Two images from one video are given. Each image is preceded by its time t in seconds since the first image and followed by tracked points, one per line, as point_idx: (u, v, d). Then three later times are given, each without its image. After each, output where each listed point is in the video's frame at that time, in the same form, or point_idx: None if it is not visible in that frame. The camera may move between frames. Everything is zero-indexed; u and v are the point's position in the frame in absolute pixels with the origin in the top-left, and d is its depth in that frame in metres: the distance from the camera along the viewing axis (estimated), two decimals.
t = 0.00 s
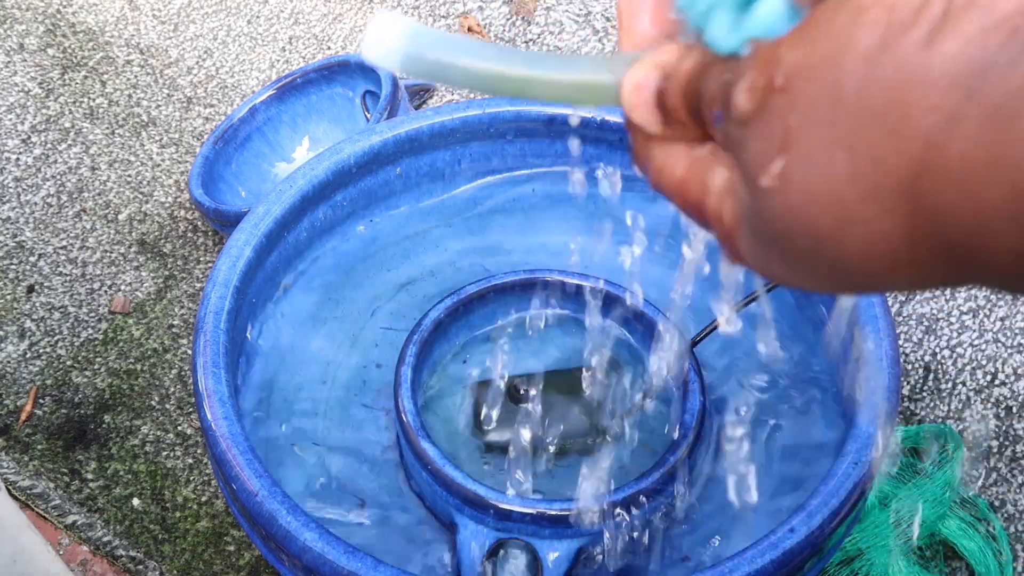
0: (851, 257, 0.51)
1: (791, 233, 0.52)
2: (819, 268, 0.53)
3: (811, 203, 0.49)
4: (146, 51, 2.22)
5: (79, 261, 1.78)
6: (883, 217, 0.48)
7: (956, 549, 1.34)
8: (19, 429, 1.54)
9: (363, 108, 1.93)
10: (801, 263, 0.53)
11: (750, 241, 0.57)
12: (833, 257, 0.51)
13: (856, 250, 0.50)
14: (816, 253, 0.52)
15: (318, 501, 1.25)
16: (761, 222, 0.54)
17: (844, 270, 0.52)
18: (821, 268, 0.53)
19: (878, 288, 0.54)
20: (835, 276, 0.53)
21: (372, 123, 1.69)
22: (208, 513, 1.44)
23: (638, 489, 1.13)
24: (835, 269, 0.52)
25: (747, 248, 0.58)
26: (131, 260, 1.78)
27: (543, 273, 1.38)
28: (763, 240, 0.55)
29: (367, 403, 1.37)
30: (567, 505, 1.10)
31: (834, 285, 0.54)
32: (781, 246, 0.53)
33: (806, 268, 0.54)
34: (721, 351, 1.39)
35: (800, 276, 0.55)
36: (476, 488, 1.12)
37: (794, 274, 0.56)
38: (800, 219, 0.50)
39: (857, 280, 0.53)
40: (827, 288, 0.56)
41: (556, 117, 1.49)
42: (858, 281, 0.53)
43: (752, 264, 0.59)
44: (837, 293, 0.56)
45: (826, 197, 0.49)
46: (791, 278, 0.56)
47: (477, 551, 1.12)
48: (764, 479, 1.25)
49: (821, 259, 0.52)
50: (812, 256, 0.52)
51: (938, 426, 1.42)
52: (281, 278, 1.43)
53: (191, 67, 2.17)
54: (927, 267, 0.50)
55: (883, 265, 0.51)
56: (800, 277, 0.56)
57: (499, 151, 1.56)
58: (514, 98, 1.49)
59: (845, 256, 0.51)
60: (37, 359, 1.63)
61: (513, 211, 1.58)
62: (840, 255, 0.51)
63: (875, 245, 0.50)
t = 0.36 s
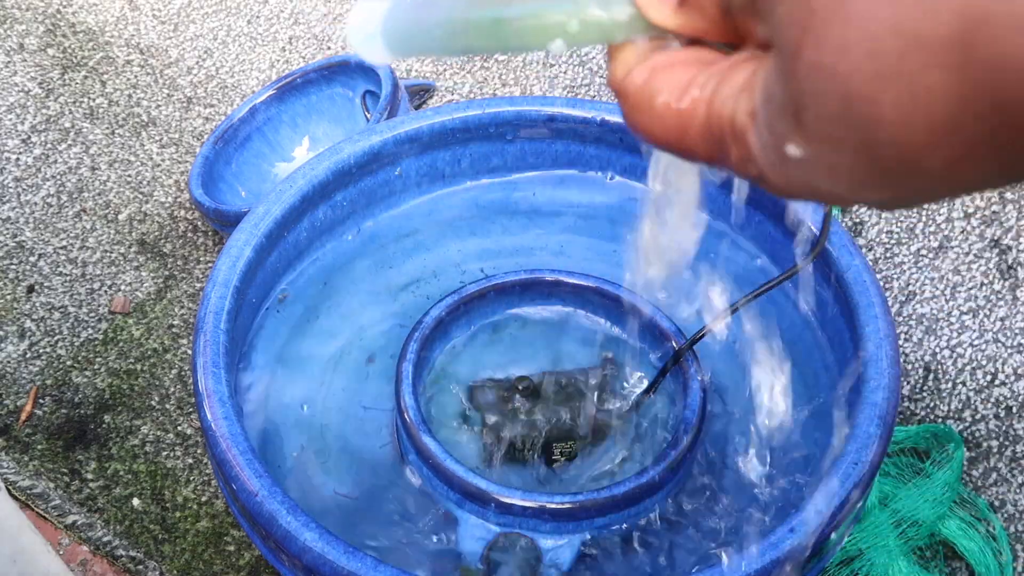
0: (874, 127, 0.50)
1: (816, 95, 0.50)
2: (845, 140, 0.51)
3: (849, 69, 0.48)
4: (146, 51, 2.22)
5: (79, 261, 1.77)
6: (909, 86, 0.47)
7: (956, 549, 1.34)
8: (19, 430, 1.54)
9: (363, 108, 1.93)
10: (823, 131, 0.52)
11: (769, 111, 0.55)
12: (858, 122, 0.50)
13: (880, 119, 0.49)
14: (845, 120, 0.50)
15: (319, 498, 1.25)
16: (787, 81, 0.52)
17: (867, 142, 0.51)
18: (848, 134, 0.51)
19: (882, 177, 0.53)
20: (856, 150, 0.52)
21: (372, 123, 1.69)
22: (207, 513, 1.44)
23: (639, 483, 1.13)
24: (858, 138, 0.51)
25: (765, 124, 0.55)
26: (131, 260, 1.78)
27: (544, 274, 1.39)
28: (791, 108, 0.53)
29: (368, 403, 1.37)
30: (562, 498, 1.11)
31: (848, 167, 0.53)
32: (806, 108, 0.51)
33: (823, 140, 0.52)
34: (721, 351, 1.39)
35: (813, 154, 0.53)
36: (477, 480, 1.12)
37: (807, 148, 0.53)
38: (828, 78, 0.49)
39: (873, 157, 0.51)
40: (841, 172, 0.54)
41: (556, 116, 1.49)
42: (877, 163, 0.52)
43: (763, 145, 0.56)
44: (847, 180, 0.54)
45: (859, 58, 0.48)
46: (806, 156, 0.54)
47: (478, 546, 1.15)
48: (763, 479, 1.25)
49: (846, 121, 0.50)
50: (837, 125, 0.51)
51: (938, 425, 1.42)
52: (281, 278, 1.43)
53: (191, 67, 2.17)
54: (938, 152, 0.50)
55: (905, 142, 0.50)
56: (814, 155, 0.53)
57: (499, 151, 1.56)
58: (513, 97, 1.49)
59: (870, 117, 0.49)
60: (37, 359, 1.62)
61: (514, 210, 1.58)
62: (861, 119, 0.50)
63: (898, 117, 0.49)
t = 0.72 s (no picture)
0: (928, 126, 0.50)
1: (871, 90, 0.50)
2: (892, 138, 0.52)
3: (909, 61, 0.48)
4: (146, 51, 2.22)
5: (79, 261, 1.78)
6: (968, 83, 0.47)
7: (956, 549, 1.34)
8: (19, 429, 1.54)
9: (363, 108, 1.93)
10: (873, 126, 0.52)
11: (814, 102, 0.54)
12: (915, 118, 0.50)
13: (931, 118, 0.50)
14: (897, 120, 0.50)
15: (319, 498, 1.26)
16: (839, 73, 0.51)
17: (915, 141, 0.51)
18: (899, 132, 0.51)
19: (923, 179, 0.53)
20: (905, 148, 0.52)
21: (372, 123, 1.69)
22: (207, 513, 1.44)
23: (639, 484, 1.13)
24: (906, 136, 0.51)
25: (808, 113, 0.55)
26: (131, 260, 1.78)
27: (544, 273, 1.39)
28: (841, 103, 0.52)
29: (368, 402, 1.37)
30: (562, 499, 1.11)
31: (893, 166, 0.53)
32: (857, 101, 0.51)
33: (872, 137, 0.52)
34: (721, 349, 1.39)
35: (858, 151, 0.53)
36: (477, 481, 1.12)
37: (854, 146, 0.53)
38: (888, 70, 0.49)
39: (920, 156, 0.52)
40: (887, 175, 0.54)
41: (556, 116, 1.51)
42: (925, 161, 0.52)
43: (803, 138, 0.56)
44: (890, 183, 0.55)
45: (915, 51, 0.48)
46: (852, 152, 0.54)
47: (478, 548, 1.14)
48: (764, 479, 1.25)
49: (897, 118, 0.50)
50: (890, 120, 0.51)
51: (938, 425, 1.42)
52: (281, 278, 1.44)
53: (191, 67, 2.18)
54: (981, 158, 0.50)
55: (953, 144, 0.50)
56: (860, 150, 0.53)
57: (499, 151, 1.57)
58: (513, 97, 1.50)
59: (928, 114, 0.49)
60: (37, 359, 1.63)
61: (512, 208, 1.58)
62: (918, 116, 0.50)
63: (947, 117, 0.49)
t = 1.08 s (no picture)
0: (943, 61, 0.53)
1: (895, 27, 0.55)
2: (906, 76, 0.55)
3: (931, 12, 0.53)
4: (146, 51, 2.22)
5: (79, 261, 1.78)
6: (985, 23, 0.51)
7: (956, 549, 1.35)
8: (19, 429, 1.53)
9: (363, 108, 1.93)
10: (888, 63, 0.56)
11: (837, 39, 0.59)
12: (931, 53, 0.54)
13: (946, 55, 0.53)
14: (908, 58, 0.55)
15: (319, 499, 1.26)
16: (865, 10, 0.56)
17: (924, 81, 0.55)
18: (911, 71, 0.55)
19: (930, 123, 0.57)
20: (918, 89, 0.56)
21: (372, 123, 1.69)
22: (207, 513, 1.45)
23: (638, 483, 1.13)
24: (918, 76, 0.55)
25: (825, 61, 0.60)
26: (131, 260, 1.78)
27: (544, 273, 1.39)
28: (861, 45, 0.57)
29: (368, 402, 1.37)
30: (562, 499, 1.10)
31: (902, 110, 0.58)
32: (876, 37, 0.56)
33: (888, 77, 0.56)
34: (721, 349, 1.39)
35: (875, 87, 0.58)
36: (477, 481, 1.12)
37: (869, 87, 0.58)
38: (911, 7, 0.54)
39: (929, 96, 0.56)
40: (897, 124, 0.58)
41: (556, 116, 1.50)
42: (933, 109, 0.56)
43: (820, 82, 0.60)
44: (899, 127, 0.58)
45: None
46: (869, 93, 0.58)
47: (479, 548, 1.14)
48: (764, 478, 1.25)
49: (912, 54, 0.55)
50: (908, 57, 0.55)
51: (938, 425, 1.42)
52: (281, 278, 1.43)
53: (191, 68, 2.18)
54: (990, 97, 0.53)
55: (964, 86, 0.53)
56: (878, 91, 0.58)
57: (499, 151, 1.56)
58: (513, 97, 1.50)
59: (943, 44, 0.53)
60: (37, 359, 1.62)
61: (514, 210, 1.58)
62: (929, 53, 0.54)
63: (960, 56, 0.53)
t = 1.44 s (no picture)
0: (973, 178, 0.56)
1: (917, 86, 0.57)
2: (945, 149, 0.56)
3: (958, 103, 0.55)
4: (146, 51, 2.22)
5: (79, 261, 1.78)
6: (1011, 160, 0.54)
7: (956, 549, 1.35)
8: (19, 429, 1.53)
9: (363, 107, 1.93)
10: (931, 165, 0.58)
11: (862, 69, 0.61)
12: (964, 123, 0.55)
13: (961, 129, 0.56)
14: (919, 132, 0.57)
15: (319, 499, 1.25)
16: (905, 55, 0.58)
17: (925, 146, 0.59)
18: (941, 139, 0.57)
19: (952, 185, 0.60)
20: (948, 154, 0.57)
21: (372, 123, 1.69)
22: (207, 513, 1.45)
23: (639, 484, 1.13)
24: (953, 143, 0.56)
25: (871, 136, 0.61)
26: (131, 260, 1.78)
27: (544, 273, 1.39)
28: (898, 113, 0.58)
29: (367, 402, 1.37)
30: (563, 500, 1.10)
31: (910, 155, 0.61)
32: (920, 147, 0.57)
33: (920, 147, 0.58)
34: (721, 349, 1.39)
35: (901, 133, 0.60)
36: (477, 481, 1.12)
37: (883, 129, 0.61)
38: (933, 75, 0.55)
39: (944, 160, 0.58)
40: (941, 199, 0.61)
41: (556, 116, 1.50)
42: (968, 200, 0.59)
43: (872, 152, 0.62)
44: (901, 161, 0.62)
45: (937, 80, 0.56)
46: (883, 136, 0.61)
47: (479, 549, 1.13)
48: (764, 478, 1.25)
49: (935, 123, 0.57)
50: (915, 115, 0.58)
51: (938, 425, 1.42)
52: (280, 278, 1.44)
53: (191, 67, 2.18)
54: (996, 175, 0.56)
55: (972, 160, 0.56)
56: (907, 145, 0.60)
57: (499, 151, 1.56)
58: (513, 97, 1.50)
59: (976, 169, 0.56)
60: (37, 359, 1.62)
61: (514, 208, 1.58)
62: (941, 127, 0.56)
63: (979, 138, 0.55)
